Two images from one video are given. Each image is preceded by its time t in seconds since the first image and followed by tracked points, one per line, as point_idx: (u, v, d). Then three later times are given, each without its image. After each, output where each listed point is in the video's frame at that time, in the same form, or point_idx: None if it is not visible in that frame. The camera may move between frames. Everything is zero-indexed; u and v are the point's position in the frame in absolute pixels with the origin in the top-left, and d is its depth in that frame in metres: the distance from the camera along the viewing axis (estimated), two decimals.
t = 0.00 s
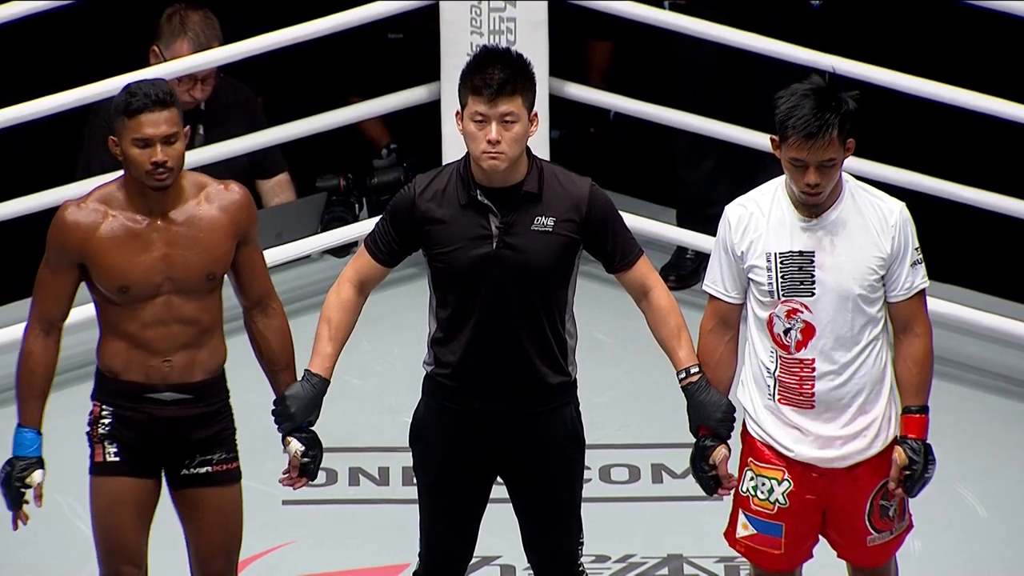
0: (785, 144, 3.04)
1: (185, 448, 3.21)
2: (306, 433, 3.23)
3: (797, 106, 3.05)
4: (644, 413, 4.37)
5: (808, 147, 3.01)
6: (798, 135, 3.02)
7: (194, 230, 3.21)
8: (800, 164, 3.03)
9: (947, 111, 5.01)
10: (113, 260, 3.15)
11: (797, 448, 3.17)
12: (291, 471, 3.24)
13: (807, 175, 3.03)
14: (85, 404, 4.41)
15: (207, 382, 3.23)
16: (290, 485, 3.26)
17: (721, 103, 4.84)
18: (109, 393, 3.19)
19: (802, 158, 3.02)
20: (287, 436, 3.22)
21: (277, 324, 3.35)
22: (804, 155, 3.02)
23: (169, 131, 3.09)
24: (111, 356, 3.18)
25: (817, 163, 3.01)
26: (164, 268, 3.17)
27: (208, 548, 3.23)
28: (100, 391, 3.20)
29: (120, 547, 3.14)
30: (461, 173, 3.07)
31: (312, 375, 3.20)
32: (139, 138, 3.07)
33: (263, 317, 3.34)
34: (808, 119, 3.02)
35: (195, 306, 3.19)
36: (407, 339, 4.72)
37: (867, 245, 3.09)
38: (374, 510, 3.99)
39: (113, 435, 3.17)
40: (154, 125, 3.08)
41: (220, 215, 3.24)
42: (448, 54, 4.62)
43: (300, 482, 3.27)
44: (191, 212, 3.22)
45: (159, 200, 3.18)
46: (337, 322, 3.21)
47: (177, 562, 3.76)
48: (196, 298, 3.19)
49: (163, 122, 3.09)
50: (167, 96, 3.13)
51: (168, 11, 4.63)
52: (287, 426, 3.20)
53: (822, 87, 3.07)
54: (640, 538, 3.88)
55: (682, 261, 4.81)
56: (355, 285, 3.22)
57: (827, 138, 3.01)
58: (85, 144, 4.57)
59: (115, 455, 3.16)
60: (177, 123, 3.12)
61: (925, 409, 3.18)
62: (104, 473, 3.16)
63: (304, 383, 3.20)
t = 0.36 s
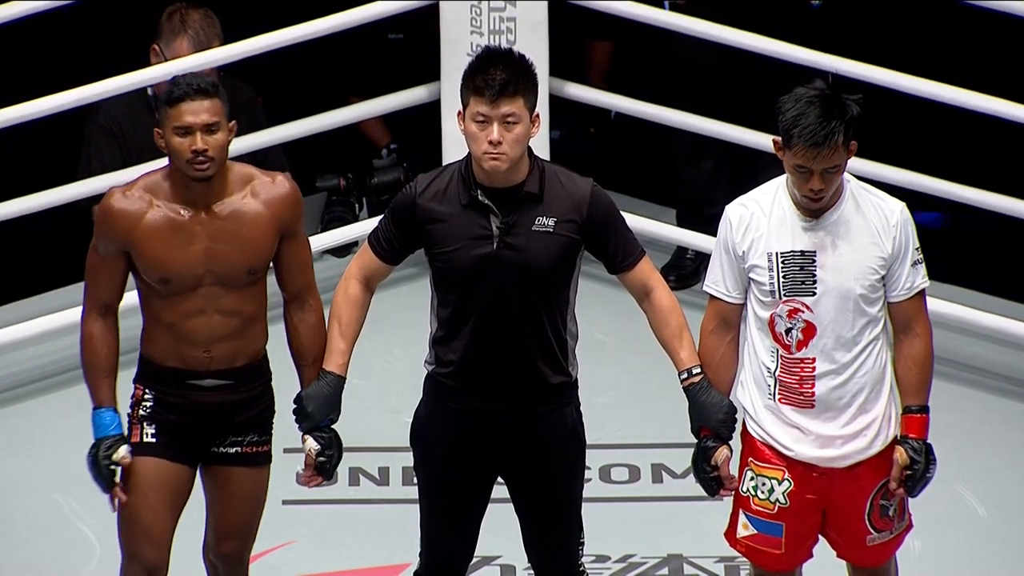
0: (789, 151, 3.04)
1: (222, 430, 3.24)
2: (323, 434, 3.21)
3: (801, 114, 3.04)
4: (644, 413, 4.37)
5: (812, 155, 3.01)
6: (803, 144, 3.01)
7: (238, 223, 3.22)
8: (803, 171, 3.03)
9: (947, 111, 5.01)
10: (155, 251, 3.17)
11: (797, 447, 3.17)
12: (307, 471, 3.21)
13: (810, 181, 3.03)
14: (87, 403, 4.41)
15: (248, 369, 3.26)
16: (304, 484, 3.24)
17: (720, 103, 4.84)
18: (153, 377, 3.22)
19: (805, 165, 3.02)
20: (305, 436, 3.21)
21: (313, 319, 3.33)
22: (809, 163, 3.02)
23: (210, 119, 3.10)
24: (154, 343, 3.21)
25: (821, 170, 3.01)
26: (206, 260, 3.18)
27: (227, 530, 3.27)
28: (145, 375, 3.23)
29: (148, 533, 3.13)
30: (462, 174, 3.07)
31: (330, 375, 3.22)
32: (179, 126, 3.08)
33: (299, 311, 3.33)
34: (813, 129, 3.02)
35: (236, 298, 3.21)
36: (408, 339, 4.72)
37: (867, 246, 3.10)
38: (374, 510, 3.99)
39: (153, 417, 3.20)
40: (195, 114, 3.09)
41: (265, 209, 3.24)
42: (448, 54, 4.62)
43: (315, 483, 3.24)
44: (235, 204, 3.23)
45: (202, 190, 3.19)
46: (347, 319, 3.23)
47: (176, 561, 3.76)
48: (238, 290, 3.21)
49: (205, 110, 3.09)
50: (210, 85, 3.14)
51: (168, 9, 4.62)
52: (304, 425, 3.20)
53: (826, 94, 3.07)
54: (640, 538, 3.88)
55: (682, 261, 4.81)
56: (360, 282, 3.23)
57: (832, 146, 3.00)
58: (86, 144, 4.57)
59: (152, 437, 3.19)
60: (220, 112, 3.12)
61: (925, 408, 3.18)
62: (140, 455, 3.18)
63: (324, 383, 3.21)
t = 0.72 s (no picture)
0: (789, 155, 3.04)
1: (218, 419, 3.29)
2: (320, 431, 3.27)
3: (800, 118, 3.04)
4: (644, 413, 4.37)
5: (811, 160, 3.01)
6: (803, 149, 3.01)
7: (244, 222, 3.24)
8: (803, 175, 3.03)
9: (947, 111, 5.01)
10: (158, 241, 3.22)
11: (797, 447, 3.17)
12: (304, 466, 3.28)
13: (810, 186, 3.04)
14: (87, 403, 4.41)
15: (245, 361, 3.30)
16: (301, 478, 3.32)
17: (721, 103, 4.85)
18: (151, 361, 3.28)
19: (804, 170, 3.02)
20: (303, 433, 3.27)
21: (316, 319, 3.35)
22: (808, 167, 3.01)
23: (226, 123, 3.12)
24: (153, 329, 3.27)
25: (820, 174, 3.01)
26: (208, 256, 3.22)
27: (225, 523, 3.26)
28: (145, 359, 3.29)
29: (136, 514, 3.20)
30: (463, 173, 3.08)
31: (327, 375, 3.23)
32: (195, 126, 3.12)
33: (303, 309, 3.35)
34: (812, 134, 3.01)
35: (236, 294, 3.25)
36: (407, 340, 4.72)
37: (868, 245, 3.10)
38: (374, 510, 3.99)
39: (147, 403, 3.26)
40: (212, 116, 3.12)
41: (272, 210, 3.26)
42: (448, 54, 4.62)
43: (312, 476, 3.31)
44: (244, 204, 3.25)
45: (213, 188, 3.22)
46: (348, 321, 3.24)
47: (176, 561, 3.76)
48: (238, 287, 3.25)
49: (222, 114, 3.12)
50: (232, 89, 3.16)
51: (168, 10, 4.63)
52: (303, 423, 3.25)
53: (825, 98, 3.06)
54: (640, 539, 3.88)
55: (682, 262, 4.81)
56: (364, 282, 3.24)
57: (832, 151, 3.00)
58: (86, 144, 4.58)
59: (144, 422, 3.25)
60: (237, 117, 3.15)
61: (925, 408, 3.19)
62: (133, 439, 3.24)
63: (321, 382, 3.22)
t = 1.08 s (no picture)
0: (789, 157, 3.03)
1: (179, 415, 3.24)
2: (308, 426, 3.25)
3: (802, 121, 3.04)
4: (644, 414, 4.37)
5: (812, 162, 3.00)
6: (803, 152, 3.01)
7: (200, 209, 3.21)
8: (803, 177, 3.03)
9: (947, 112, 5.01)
10: (116, 224, 3.23)
11: (797, 447, 3.17)
12: (291, 461, 3.25)
13: (811, 188, 3.04)
14: (85, 404, 4.41)
15: (204, 355, 3.24)
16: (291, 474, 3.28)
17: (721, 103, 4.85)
18: (116, 353, 3.27)
19: (805, 172, 3.02)
20: (289, 428, 3.24)
21: (292, 313, 3.31)
22: (809, 170, 3.01)
23: (173, 101, 3.13)
24: (116, 316, 3.26)
25: (820, 177, 3.01)
26: (163, 241, 3.20)
27: (202, 520, 3.24)
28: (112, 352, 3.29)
29: (129, 511, 3.23)
30: (461, 173, 3.08)
31: (314, 371, 3.21)
32: (143, 102, 3.13)
33: (279, 304, 3.30)
34: (813, 137, 3.00)
35: (192, 282, 3.21)
36: (407, 340, 4.72)
37: (867, 246, 3.09)
38: (374, 510, 3.99)
39: (112, 398, 3.26)
40: (159, 92, 3.13)
41: (230, 199, 3.22)
42: (448, 55, 4.62)
43: (300, 472, 3.28)
44: (202, 190, 3.23)
45: (169, 172, 3.21)
46: (339, 318, 3.22)
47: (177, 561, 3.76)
48: (193, 275, 3.21)
49: (170, 92, 3.13)
50: (185, 70, 3.18)
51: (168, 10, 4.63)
52: (289, 419, 3.22)
53: (827, 100, 3.06)
54: (641, 539, 3.88)
55: (682, 262, 4.82)
56: (358, 279, 3.22)
57: (832, 154, 2.99)
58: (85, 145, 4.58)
59: (111, 418, 3.25)
60: (187, 96, 3.15)
61: (926, 408, 3.18)
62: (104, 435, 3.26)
63: (307, 378, 3.20)
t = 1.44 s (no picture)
0: (789, 158, 3.03)
1: (129, 408, 3.24)
2: (289, 418, 3.26)
3: (804, 121, 3.03)
4: (644, 413, 4.37)
5: (813, 162, 3.00)
6: (803, 152, 3.00)
7: (148, 201, 3.21)
8: (803, 177, 3.03)
9: (947, 112, 5.01)
10: (70, 213, 3.24)
11: (797, 447, 3.17)
12: (274, 455, 3.26)
13: (811, 188, 3.03)
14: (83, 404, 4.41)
15: (151, 350, 3.24)
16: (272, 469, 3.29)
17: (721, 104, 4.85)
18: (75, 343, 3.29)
19: (805, 172, 3.02)
20: (270, 420, 3.25)
21: (260, 303, 3.32)
22: (809, 170, 3.01)
23: (118, 88, 3.14)
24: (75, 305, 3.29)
25: (820, 177, 3.01)
26: (112, 232, 3.21)
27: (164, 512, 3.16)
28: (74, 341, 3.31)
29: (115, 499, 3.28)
30: (460, 171, 3.08)
31: (295, 364, 3.21)
32: (90, 89, 3.15)
33: (245, 297, 3.32)
34: (813, 137, 3.00)
35: (138, 276, 3.21)
36: (407, 340, 4.72)
37: (867, 246, 3.09)
38: (375, 510, 3.99)
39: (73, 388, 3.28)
40: (104, 80, 3.14)
41: (179, 193, 3.21)
42: (449, 54, 4.63)
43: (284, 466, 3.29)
44: (152, 182, 3.22)
45: (120, 162, 3.21)
46: (326, 312, 3.22)
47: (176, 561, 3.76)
48: (139, 268, 3.21)
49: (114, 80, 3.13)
50: (133, 59, 3.19)
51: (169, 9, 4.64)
52: (269, 411, 3.24)
53: (828, 101, 3.05)
54: (641, 539, 3.88)
55: (683, 262, 4.81)
56: (351, 275, 3.22)
57: (832, 155, 2.99)
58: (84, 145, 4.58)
59: (76, 406, 3.28)
60: (134, 85, 3.16)
61: (925, 409, 3.17)
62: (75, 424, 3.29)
63: (288, 371, 3.21)
